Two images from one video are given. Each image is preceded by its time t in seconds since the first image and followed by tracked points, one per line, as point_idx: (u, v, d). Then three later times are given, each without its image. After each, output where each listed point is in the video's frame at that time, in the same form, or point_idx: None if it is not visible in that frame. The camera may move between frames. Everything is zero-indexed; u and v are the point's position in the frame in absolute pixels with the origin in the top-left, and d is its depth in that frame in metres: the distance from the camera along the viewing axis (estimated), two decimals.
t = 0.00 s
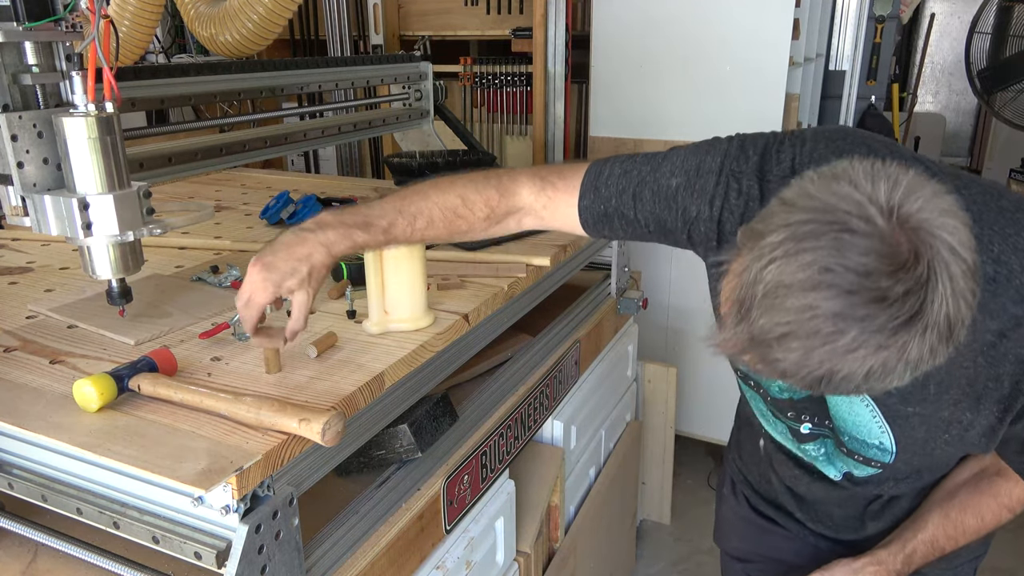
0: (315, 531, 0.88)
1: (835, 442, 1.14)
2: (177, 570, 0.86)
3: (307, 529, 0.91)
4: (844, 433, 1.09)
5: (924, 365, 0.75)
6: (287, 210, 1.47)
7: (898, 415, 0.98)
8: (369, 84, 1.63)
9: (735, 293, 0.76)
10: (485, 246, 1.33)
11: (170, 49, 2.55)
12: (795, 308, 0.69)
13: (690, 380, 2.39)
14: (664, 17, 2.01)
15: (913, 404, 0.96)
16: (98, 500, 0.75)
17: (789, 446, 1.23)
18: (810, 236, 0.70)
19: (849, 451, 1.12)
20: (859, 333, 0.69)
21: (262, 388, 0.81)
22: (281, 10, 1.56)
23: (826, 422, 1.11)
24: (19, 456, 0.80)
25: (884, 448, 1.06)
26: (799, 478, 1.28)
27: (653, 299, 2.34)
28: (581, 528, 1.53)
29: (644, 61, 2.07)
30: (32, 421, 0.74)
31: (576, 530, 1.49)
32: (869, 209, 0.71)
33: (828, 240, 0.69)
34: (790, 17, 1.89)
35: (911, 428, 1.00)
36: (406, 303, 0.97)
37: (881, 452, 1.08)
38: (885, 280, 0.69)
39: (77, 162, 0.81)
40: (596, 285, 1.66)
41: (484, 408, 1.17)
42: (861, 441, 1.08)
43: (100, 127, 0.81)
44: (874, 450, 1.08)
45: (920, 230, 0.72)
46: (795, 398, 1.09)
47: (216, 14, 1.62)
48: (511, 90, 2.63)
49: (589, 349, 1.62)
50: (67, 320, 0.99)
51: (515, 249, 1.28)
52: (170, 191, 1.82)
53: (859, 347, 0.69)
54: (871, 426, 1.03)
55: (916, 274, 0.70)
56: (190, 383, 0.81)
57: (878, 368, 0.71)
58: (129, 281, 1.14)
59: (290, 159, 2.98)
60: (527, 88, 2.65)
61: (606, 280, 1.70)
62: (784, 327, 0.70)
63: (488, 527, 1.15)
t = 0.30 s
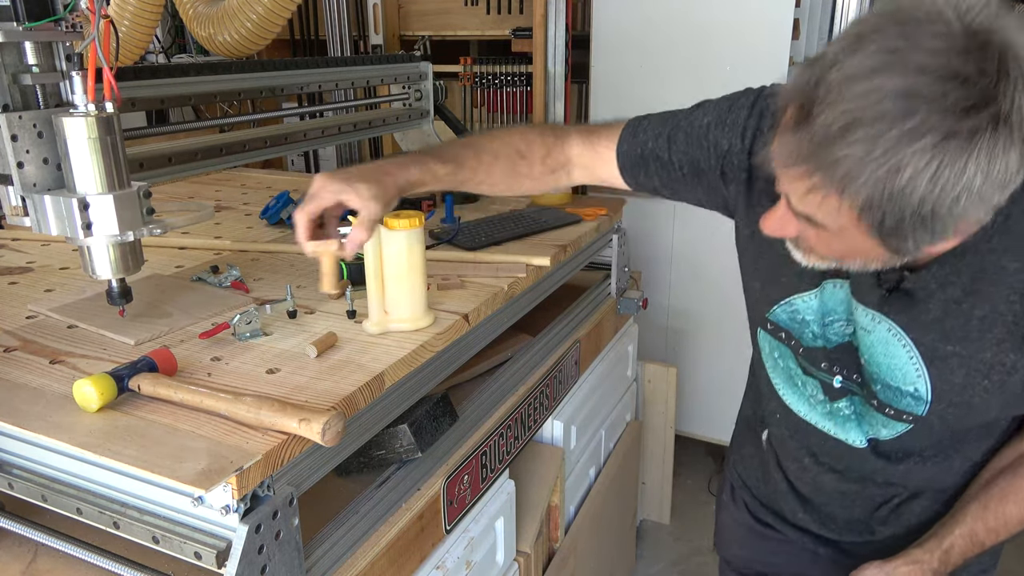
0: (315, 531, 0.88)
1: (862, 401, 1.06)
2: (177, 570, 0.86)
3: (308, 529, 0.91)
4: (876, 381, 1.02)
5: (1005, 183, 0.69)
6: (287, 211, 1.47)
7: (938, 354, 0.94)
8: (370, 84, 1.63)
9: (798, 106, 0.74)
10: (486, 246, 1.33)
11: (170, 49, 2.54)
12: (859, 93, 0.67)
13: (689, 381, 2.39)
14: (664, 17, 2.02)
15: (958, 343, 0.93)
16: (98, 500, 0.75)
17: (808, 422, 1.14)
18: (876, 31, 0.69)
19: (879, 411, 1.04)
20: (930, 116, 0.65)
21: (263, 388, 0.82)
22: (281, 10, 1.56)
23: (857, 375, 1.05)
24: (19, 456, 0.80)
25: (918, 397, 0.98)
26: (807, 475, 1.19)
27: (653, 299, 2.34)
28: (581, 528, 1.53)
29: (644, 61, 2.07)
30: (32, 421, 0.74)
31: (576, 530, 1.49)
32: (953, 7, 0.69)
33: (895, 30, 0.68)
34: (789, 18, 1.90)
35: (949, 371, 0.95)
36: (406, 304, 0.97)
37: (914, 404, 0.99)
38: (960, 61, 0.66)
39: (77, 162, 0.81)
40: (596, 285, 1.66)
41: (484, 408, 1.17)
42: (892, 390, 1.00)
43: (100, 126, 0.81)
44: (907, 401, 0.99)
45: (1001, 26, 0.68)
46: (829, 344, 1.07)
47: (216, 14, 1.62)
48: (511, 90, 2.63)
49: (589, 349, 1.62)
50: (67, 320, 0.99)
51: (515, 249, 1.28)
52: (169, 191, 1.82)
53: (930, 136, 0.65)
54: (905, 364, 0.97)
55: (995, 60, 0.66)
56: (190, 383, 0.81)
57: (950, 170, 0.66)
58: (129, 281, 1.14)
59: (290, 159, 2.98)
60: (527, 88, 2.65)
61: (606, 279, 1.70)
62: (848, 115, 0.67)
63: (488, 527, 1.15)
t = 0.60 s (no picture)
0: (314, 532, 0.88)
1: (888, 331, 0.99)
2: (177, 570, 0.87)
3: (308, 529, 0.91)
4: (904, 301, 0.96)
5: None
6: (287, 210, 1.47)
7: (969, 266, 0.89)
8: (369, 84, 1.63)
9: None
10: (486, 246, 1.33)
11: (170, 49, 2.55)
12: None
13: (688, 381, 2.39)
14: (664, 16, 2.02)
15: (991, 255, 0.87)
16: (98, 500, 0.75)
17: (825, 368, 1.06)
18: None
19: (905, 339, 0.96)
20: None
21: (263, 388, 0.82)
22: (281, 10, 1.56)
23: (882, 306, 1.00)
24: (19, 456, 0.80)
25: (947, 315, 0.91)
26: (818, 460, 1.11)
27: (653, 299, 2.34)
28: (582, 528, 1.53)
29: (644, 61, 2.08)
30: (32, 421, 0.74)
31: (576, 530, 1.49)
32: None
33: None
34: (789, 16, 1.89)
35: (979, 287, 0.88)
36: (406, 303, 0.97)
37: (942, 325, 0.92)
38: None
39: (77, 162, 0.81)
40: (595, 285, 1.66)
41: (484, 409, 1.17)
42: (920, 308, 0.94)
43: (100, 127, 0.81)
44: (935, 321, 0.92)
45: None
46: (852, 267, 1.01)
47: (216, 14, 1.62)
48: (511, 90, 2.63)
49: (589, 349, 1.62)
50: (67, 320, 0.99)
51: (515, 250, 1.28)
52: (170, 191, 1.82)
53: None
54: (935, 274, 0.91)
55: None
56: (190, 383, 0.81)
57: None
58: (129, 281, 1.14)
59: (290, 159, 2.98)
60: (527, 88, 2.65)
61: (605, 279, 1.70)
62: None
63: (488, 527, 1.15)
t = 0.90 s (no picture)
0: (314, 532, 0.88)
1: (829, 287, 1.00)
2: (177, 570, 0.87)
3: (308, 528, 0.91)
4: (843, 257, 0.97)
5: None
6: (287, 210, 1.47)
7: (900, 218, 0.90)
8: (370, 84, 1.64)
9: None
10: (486, 246, 1.33)
11: (170, 49, 2.55)
12: None
13: (689, 381, 2.39)
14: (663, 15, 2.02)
15: (919, 205, 0.88)
16: (98, 500, 0.75)
17: (774, 324, 1.07)
18: None
19: (842, 293, 0.97)
20: None
21: (263, 388, 0.82)
22: (281, 10, 1.56)
23: (825, 266, 1.01)
24: (19, 456, 0.80)
25: (879, 268, 0.93)
26: (769, 427, 1.10)
27: (653, 299, 2.34)
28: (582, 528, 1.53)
29: (644, 60, 2.08)
30: (32, 421, 0.74)
31: (576, 530, 1.49)
32: None
33: None
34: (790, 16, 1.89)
35: (909, 238, 0.90)
36: (406, 303, 0.97)
37: (874, 278, 0.93)
38: None
39: (77, 162, 0.81)
40: (595, 285, 1.66)
41: (484, 409, 1.17)
42: (855, 262, 0.95)
43: (100, 127, 0.81)
44: (867, 274, 0.94)
45: None
46: (801, 228, 1.04)
47: (216, 13, 1.62)
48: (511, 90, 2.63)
49: (588, 349, 1.62)
50: (67, 320, 0.99)
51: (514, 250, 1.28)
52: (170, 191, 1.82)
53: None
54: (868, 228, 0.93)
55: None
56: (190, 383, 0.81)
57: None
58: (129, 281, 1.14)
59: (290, 159, 2.98)
60: (527, 88, 2.65)
61: (605, 280, 1.70)
62: None
63: (488, 527, 1.15)
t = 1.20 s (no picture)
0: (314, 533, 0.88)
1: (720, 260, 0.98)
2: (177, 570, 0.87)
3: (308, 528, 0.91)
4: (731, 230, 0.97)
5: None
6: (287, 210, 1.47)
7: (778, 184, 0.90)
8: (370, 84, 1.63)
9: None
10: (486, 246, 1.33)
11: (170, 49, 2.55)
12: None
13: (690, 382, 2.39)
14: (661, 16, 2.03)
15: (795, 169, 0.89)
16: (98, 500, 0.75)
17: (675, 304, 1.04)
18: None
19: (731, 262, 0.96)
20: None
21: (263, 388, 0.82)
22: (281, 10, 1.56)
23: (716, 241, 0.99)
24: (19, 456, 0.80)
25: (764, 234, 0.93)
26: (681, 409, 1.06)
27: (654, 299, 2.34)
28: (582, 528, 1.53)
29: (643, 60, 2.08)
30: (32, 421, 0.74)
31: (576, 531, 1.49)
32: None
33: None
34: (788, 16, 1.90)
35: (787, 200, 0.90)
36: (406, 303, 0.97)
37: (760, 243, 0.93)
38: None
39: (77, 162, 0.81)
40: (595, 285, 1.66)
41: (484, 409, 1.17)
42: (742, 231, 0.95)
43: (100, 127, 0.81)
44: (754, 241, 0.94)
45: None
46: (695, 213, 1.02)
47: (216, 14, 1.62)
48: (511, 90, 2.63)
49: (588, 349, 1.62)
50: (67, 320, 0.99)
51: (514, 250, 1.28)
52: (170, 191, 1.82)
53: None
54: (751, 198, 0.94)
55: None
56: (191, 383, 0.81)
57: None
58: (129, 281, 1.14)
59: (290, 159, 2.98)
60: (527, 88, 2.65)
61: (605, 280, 1.71)
62: None
63: (488, 527, 1.15)
